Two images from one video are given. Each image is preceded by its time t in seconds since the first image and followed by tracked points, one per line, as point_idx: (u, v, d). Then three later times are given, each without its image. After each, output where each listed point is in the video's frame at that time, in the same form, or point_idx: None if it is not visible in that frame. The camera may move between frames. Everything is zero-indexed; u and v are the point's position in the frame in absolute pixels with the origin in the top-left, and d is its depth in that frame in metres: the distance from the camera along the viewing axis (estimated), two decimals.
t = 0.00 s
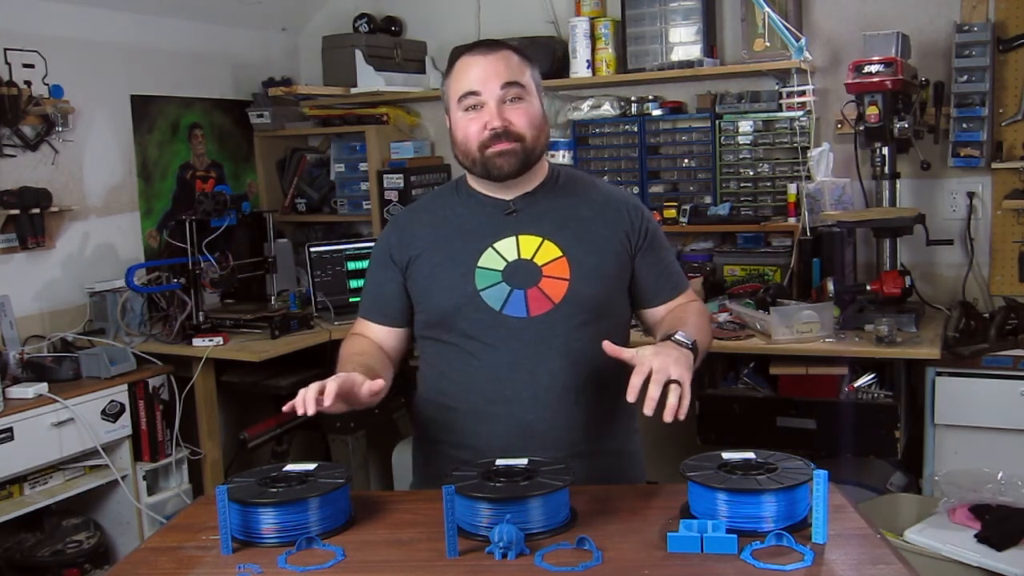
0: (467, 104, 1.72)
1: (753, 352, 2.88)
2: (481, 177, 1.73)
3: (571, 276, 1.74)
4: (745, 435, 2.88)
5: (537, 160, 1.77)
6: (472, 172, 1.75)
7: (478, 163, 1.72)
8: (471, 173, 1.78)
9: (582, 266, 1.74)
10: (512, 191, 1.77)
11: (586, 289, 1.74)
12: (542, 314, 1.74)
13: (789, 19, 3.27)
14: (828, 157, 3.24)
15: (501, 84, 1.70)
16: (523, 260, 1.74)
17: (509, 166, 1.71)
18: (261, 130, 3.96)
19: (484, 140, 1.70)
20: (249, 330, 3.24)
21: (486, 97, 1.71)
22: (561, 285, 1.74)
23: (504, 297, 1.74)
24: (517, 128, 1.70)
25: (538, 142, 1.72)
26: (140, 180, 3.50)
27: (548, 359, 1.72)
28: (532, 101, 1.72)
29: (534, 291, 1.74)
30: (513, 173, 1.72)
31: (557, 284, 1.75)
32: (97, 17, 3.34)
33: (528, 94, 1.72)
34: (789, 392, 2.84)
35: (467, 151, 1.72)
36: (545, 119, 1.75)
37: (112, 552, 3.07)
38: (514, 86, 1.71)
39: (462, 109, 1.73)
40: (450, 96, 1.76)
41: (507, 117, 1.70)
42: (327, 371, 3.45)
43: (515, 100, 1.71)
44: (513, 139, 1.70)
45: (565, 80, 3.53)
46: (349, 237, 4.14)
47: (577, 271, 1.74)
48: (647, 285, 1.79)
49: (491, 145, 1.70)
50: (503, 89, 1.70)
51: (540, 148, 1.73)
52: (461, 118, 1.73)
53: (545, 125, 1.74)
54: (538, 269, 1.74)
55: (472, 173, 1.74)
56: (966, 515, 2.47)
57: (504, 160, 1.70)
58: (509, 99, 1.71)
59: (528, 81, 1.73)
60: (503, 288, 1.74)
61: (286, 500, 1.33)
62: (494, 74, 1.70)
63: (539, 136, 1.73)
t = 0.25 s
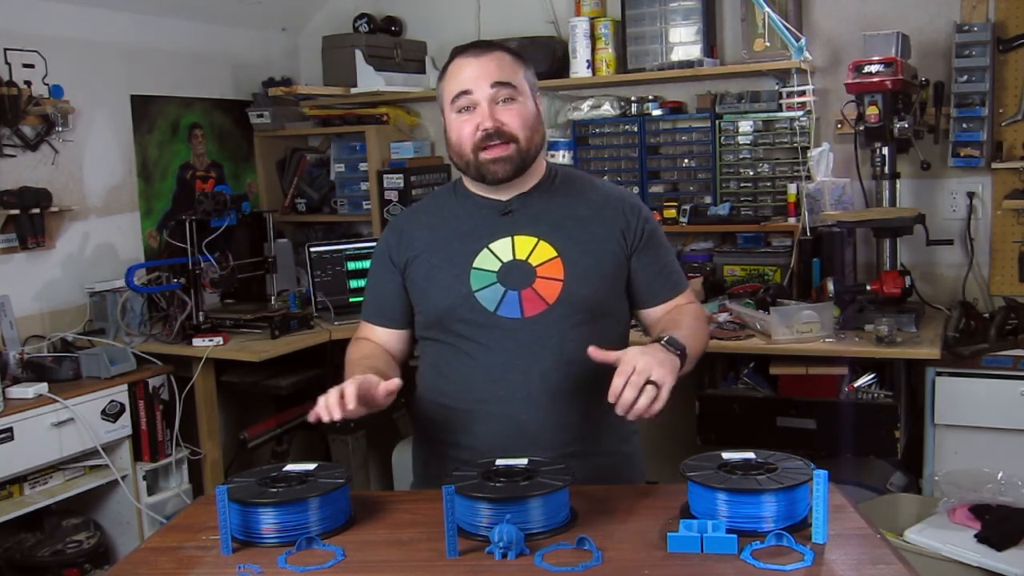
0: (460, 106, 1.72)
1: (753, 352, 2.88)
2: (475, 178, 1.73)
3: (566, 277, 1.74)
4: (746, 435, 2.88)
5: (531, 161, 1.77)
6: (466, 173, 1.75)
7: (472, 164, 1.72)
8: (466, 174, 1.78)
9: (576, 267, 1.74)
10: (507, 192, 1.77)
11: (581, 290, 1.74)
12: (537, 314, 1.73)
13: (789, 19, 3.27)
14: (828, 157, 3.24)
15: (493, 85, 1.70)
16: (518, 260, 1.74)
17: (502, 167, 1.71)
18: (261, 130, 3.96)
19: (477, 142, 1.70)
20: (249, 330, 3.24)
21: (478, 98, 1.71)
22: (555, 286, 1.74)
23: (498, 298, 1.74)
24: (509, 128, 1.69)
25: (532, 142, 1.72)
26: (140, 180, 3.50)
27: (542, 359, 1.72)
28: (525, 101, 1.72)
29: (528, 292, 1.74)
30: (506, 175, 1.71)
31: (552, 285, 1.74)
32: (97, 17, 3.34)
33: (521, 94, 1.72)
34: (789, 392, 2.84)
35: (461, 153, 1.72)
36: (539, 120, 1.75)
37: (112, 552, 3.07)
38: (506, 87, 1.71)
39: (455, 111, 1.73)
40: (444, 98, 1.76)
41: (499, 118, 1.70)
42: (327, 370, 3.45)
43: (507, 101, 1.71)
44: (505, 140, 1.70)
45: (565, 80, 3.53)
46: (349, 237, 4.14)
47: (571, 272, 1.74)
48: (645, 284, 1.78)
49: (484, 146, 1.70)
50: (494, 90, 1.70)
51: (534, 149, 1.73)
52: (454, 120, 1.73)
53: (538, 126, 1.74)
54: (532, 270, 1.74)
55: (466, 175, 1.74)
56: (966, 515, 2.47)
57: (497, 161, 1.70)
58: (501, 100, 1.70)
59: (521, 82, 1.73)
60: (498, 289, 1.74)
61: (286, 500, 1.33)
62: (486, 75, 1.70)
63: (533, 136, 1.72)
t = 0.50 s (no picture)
0: (460, 107, 1.72)
1: (753, 352, 2.88)
2: (475, 179, 1.73)
3: (565, 277, 1.74)
4: (746, 435, 2.88)
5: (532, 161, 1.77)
6: (467, 174, 1.75)
7: (472, 165, 1.72)
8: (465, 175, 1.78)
9: (575, 267, 1.74)
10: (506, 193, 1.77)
11: (580, 290, 1.73)
12: (536, 315, 1.74)
13: (789, 19, 3.27)
14: (828, 157, 3.24)
15: (493, 86, 1.70)
16: (516, 261, 1.74)
17: (502, 168, 1.70)
18: (261, 130, 3.96)
19: (478, 143, 1.70)
20: (249, 330, 3.24)
21: (478, 99, 1.70)
22: (554, 287, 1.74)
23: (497, 299, 1.74)
24: (510, 129, 1.69)
25: (532, 143, 1.72)
26: (140, 180, 3.50)
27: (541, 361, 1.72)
28: (525, 103, 1.72)
29: (526, 292, 1.73)
30: (506, 176, 1.71)
31: (550, 286, 1.74)
32: (97, 17, 3.34)
33: (522, 96, 1.72)
34: (789, 392, 2.84)
35: (461, 153, 1.72)
36: (539, 120, 1.74)
37: (112, 552, 3.07)
38: (506, 88, 1.71)
39: (456, 112, 1.73)
40: (444, 99, 1.76)
41: (499, 119, 1.70)
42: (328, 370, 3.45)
43: (507, 102, 1.71)
44: (505, 141, 1.69)
45: (565, 80, 3.53)
46: (349, 237, 4.14)
47: (571, 273, 1.74)
48: (642, 286, 1.78)
49: (484, 147, 1.70)
50: (495, 92, 1.70)
51: (534, 150, 1.73)
52: (454, 121, 1.73)
53: (539, 127, 1.74)
54: (531, 271, 1.74)
55: (466, 176, 1.74)
56: (966, 515, 2.47)
57: (497, 162, 1.70)
58: (501, 101, 1.70)
59: (521, 82, 1.73)
60: (496, 290, 1.74)
61: (286, 499, 1.33)
62: (486, 76, 1.70)
63: (533, 137, 1.72)
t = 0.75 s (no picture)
0: (477, 107, 1.71)
1: (753, 352, 2.88)
2: (490, 180, 1.73)
3: (566, 276, 1.74)
4: (746, 435, 2.88)
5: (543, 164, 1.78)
6: (480, 174, 1.74)
7: (487, 166, 1.71)
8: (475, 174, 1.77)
9: (577, 266, 1.74)
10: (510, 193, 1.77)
11: (581, 290, 1.73)
12: (538, 313, 1.74)
13: (789, 19, 3.27)
14: (828, 157, 3.24)
15: (513, 87, 1.70)
16: (519, 259, 1.74)
17: (518, 170, 1.70)
18: (261, 130, 3.96)
19: (495, 143, 1.69)
20: (249, 330, 3.24)
21: (497, 100, 1.70)
22: (556, 285, 1.74)
23: (499, 297, 1.74)
24: (528, 131, 1.70)
25: (547, 147, 1.73)
26: (140, 180, 3.50)
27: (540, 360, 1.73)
28: (541, 105, 1.73)
29: (528, 291, 1.74)
30: (522, 177, 1.71)
31: (552, 284, 1.74)
32: (97, 18, 3.34)
33: (537, 98, 1.73)
34: (789, 392, 2.84)
35: (476, 153, 1.72)
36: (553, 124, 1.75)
37: (112, 552, 3.07)
38: (524, 90, 1.71)
39: (472, 111, 1.72)
40: (457, 98, 1.75)
41: (518, 121, 1.70)
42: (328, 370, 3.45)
43: (525, 104, 1.71)
44: (524, 143, 1.70)
45: (565, 80, 3.53)
46: (349, 237, 4.14)
47: (572, 272, 1.74)
48: (642, 285, 1.77)
49: (501, 148, 1.69)
50: (514, 93, 1.70)
51: (549, 153, 1.74)
52: (470, 121, 1.72)
53: (554, 130, 1.75)
54: (533, 269, 1.74)
55: (479, 176, 1.74)
56: (966, 515, 2.47)
57: (514, 163, 1.70)
58: (520, 103, 1.70)
59: (537, 86, 1.73)
60: (498, 288, 1.74)
61: (286, 499, 1.33)
62: (504, 77, 1.70)
63: (548, 140, 1.73)
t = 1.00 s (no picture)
0: (482, 103, 1.71)
1: (753, 352, 2.88)
2: (492, 176, 1.73)
3: (568, 276, 1.74)
4: (746, 435, 2.88)
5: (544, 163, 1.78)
6: (482, 171, 1.74)
7: (490, 163, 1.71)
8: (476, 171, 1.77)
9: (579, 266, 1.75)
10: (512, 191, 1.78)
11: (582, 290, 1.74)
12: (541, 312, 1.74)
13: (789, 19, 3.27)
14: (828, 157, 3.24)
15: (518, 85, 1.70)
16: (522, 258, 1.74)
17: (521, 168, 1.71)
18: (261, 129, 3.96)
19: (499, 140, 1.69)
20: (249, 330, 3.24)
21: (503, 97, 1.70)
22: (559, 284, 1.74)
23: (502, 296, 1.75)
24: (532, 129, 1.70)
25: (550, 145, 1.73)
26: (140, 180, 3.50)
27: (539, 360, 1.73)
28: (546, 104, 1.73)
29: (531, 290, 1.74)
30: (524, 175, 1.72)
31: (555, 284, 1.74)
32: (97, 18, 3.34)
33: (543, 97, 1.73)
34: (789, 392, 2.84)
35: (480, 150, 1.72)
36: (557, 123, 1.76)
37: (112, 552, 3.07)
38: (530, 88, 1.71)
39: (477, 108, 1.72)
40: (462, 94, 1.75)
41: (522, 119, 1.70)
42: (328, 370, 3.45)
43: (530, 103, 1.71)
44: (527, 141, 1.70)
45: (565, 80, 3.53)
46: (349, 237, 4.14)
47: (574, 272, 1.74)
48: (641, 286, 1.78)
49: (505, 146, 1.70)
50: (520, 91, 1.70)
51: (551, 152, 1.74)
52: (474, 117, 1.72)
53: (557, 129, 1.75)
54: (536, 268, 1.74)
55: (481, 173, 1.74)
56: (966, 515, 2.47)
57: (517, 161, 1.70)
58: (525, 101, 1.71)
59: (543, 84, 1.74)
60: (502, 287, 1.74)
61: (286, 500, 1.33)
62: (511, 75, 1.70)
63: (552, 139, 1.73)
